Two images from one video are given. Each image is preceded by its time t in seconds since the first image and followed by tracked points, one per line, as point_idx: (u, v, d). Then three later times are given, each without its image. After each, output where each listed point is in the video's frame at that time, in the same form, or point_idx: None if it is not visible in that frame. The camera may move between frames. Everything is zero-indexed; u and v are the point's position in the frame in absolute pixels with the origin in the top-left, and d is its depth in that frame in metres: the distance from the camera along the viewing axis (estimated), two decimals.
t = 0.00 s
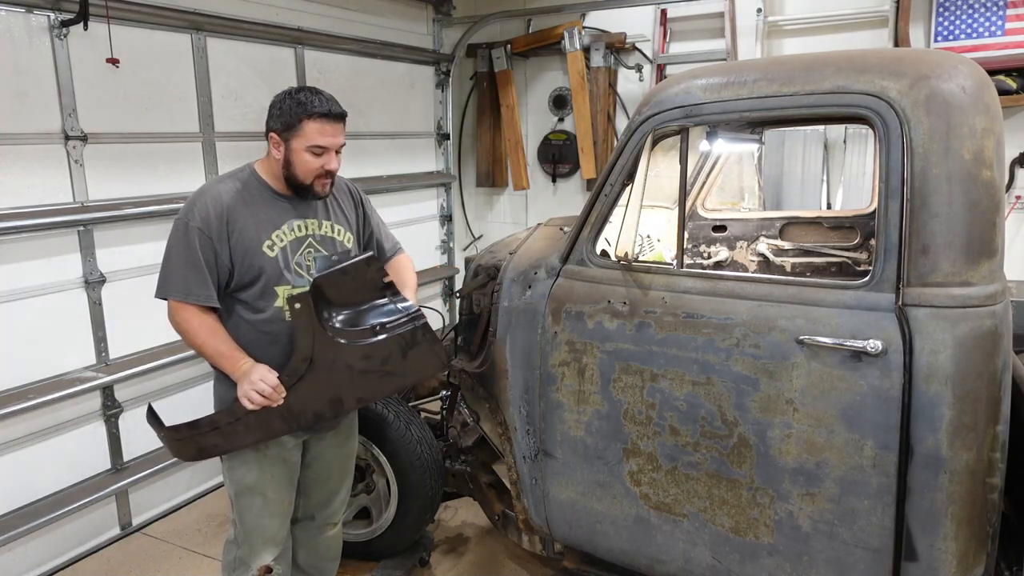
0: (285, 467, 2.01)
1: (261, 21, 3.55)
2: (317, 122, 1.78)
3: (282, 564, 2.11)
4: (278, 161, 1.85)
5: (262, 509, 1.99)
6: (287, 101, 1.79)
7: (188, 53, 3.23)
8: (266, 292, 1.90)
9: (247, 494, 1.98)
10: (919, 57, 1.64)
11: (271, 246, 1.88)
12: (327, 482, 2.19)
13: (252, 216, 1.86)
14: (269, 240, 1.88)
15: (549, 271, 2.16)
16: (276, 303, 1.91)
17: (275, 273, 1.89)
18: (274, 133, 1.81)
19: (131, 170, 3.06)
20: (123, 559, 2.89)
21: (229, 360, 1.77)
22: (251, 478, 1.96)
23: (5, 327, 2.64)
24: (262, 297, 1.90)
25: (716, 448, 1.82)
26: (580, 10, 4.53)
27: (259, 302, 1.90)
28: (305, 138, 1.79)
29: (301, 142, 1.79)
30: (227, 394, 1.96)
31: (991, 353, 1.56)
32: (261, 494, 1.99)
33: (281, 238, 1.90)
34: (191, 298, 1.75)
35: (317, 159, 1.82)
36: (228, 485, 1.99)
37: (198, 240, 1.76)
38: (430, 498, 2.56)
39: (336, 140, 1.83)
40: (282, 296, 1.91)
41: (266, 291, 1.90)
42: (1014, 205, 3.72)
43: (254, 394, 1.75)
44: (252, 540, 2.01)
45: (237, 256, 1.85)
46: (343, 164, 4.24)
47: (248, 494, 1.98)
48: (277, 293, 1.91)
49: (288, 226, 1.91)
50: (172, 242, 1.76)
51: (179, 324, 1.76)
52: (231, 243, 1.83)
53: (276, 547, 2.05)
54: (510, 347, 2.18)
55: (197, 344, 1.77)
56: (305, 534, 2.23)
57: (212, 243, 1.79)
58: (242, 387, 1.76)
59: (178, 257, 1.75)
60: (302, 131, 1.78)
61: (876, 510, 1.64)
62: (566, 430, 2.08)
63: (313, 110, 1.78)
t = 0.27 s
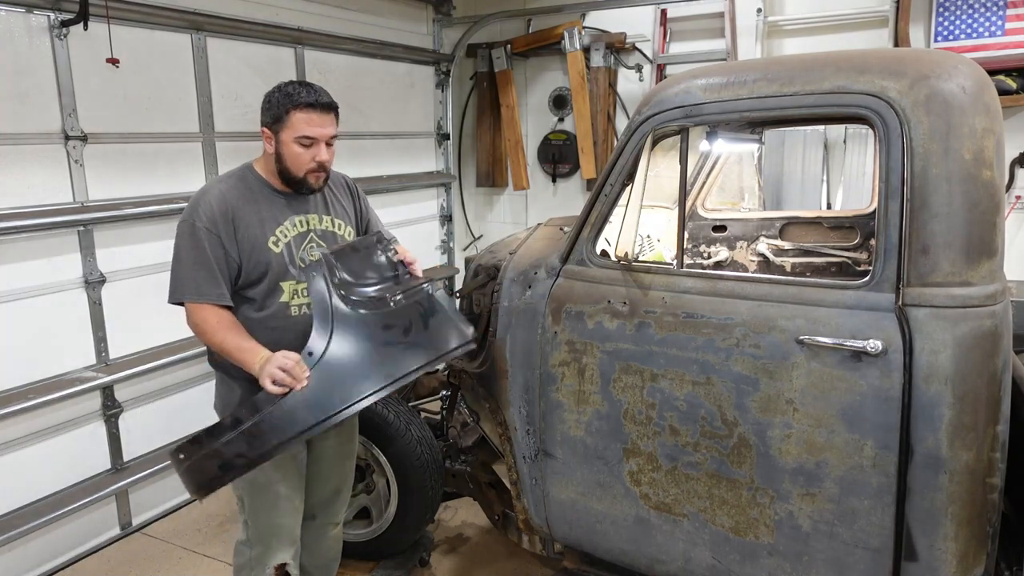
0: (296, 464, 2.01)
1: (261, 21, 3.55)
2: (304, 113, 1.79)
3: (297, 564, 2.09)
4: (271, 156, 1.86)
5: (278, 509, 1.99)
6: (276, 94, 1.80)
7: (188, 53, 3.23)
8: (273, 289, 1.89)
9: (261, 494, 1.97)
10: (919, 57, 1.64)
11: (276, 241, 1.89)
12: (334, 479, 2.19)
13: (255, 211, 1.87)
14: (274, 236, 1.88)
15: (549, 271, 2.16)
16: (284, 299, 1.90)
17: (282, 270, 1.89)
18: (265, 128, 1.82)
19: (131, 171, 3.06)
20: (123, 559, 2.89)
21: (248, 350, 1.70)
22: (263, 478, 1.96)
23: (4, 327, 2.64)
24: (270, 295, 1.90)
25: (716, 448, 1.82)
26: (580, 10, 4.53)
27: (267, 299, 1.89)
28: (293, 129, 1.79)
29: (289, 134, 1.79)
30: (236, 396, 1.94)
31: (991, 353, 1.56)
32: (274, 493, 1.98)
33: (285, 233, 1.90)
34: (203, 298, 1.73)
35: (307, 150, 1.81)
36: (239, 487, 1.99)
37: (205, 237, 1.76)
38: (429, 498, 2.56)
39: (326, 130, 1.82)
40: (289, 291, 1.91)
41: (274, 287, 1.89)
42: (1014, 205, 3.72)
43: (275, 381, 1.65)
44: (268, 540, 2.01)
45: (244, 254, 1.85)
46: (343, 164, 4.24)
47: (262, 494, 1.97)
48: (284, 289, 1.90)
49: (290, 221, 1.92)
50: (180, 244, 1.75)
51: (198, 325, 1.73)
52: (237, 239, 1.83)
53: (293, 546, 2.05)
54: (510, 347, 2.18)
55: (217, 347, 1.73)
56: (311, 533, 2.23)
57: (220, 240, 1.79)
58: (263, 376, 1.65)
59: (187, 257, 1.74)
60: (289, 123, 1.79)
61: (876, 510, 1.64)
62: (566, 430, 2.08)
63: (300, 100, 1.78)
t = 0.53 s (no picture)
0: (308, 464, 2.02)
1: (261, 21, 3.55)
2: (289, 104, 1.78)
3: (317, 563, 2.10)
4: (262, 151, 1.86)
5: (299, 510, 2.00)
6: (263, 88, 1.81)
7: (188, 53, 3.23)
8: (278, 289, 1.89)
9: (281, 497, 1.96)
10: (919, 57, 1.64)
11: (280, 241, 1.89)
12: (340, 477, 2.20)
13: (258, 211, 1.87)
14: (277, 236, 1.89)
15: (549, 271, 2.16)
16: (289, 300, 1.90)
17: (286, 269, 1.89)
18: (255, 122, 1.82)
19: (131, 171, 3.06)
20: (123, 559, 2.89)
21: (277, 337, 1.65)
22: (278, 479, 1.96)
23: (4, 327, 2.64)
24: (275, 296, 1.89)
25: (716, 448, 1.82)
26: (580, 10, 4.53)
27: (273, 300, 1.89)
28: (279, 122, 1.78)
29: (276, 126, 1.79)
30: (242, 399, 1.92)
31: (990, 353, 1.56)
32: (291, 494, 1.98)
33: (288, 232, 1.91)
34: (218, 297, 1.71)
35: (295, 142, 1.81)
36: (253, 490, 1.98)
37: (212, 239, 1.75)
38: (429, 498, 2.56)
39: (313, 121, 1.81)
40: (293, 292, 1.91)
41: (278, 288, 1.89)
42: (1014, 205, 3.72)
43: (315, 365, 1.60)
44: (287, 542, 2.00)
45: (250, 254, 1.85)
46: (343, 164, 4.24)
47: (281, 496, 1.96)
48: (287, 289, 1.91)
49: (291, 221, 1.93)
50: (187, 248, 1.74)
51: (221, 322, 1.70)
52: (243, 240, 1.83)
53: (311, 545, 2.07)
54: (511, 347, 2.17)
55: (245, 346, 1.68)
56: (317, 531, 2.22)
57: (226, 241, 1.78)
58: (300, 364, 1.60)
59: (196, 261, 1.73)
60: (275, 115, 1.78)
61: (876, 510, 1.64)
62: (566, 430, 2.08)
63: (284, 92, 1.78)
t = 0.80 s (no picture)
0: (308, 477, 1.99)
1: (260, 21, 3.55)
2: (279, 93, 1.79)
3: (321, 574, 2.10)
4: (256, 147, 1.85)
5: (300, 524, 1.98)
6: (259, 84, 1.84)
7: (188, 53, 3.23)
8: (286, 294, 1.86)
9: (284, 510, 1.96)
10: (919, 57, 1.64)
11: (287, 245, 1.86)
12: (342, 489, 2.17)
13: (265, 213, 1.83)
14: (283, 240, 1.85)
15: (550, 271, 2.16)
16: (296, 306, 1.87)
17: (294, 273, 1.86)
18: (251, 119, 1.84)
19: (130, 171, 3.06)
20: (123, 559, 2.89)
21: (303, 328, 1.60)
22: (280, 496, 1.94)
23: (4, 327, 2.64)
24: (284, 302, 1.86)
25: (716, 448, 1.82)
26: (580, 10, 4.53)
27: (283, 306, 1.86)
28: (270, 112, 1.79)
29: (268, 117, 1.80)
30: (250, 412, 1.87)
31: (990, 353, 1.56)
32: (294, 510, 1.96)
33: (294, 236, 1.88)
34: (231, 300, 1.66)
35: (285, 133, 1.79)
36: (255, 506, 1.96)
37: (223, 242, 1.71)
38: (430, 497, 2.57)
39: (302, 110, 1.80)
40: (301, 299, 1.88)
41: (286, 293, 1.86)
42: (1014, 205, 3.72)
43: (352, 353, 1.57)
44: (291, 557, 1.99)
45: (259, 257, 1.81)
46: (343, 164, 4.24)
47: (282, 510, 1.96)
48: (296, 297, 1.87)
49: (297, 223, 1.90)
50: (196, 252, 1.70)
51: (240, 319, 1.64)
52: (252, 242, 1.79)
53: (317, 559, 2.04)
54: (510, 347, 2.17)
55: (268, 343, 1.64)
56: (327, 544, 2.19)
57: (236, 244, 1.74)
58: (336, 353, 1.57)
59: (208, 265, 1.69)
60: (267, 106, 1.80)
61: (876, 510, 1.64)
62: (566, 430, 2.08)
63: (275, 83, 1.79)
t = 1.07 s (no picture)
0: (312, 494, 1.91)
1: (260, 21, 3.55)
2: (289, 89, 1.75)
3: None
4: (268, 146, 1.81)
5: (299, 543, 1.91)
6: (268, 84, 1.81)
7: (188, 53, 3.23)
8: (296, 305, 1.82)
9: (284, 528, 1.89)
10: (919, 57, 1.64)
11: (299, 255, 1.82)
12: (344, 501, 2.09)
13: (275, 222, 1.79)
14: (296, 249, 1.81)
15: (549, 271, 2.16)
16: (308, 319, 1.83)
17: (305, 284, 1.82)
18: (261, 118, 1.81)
19: (130, 171, 3.06)
20: (123, 559, 2.89)
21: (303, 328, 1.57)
22: (281, 514, 1.87)
23: (4, 327, 2.64)
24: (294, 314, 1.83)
25: (716, 448, 1.82)
26: (580, 10, 4.53)
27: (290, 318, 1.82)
28: (279, 109, 1.76)
29: (278, 114, 1.77)
30: (254, 426, 1.81)
31: (990, 353, 1.56)
32: (296, 529, 1.90)
33: (306, 245, 1.83)
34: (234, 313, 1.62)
35: (295, 129, 1.75)
36: (256, 523, 1.90)
37: (229, 254, 1.66)
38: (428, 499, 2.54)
39: (312, 106, 1.76)
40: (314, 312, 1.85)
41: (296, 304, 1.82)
42: (1014, 205, 3.72)
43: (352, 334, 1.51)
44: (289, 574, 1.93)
45: (267, 266, 1.77)
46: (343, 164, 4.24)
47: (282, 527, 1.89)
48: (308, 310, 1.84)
49: (309, 232, 1.85)
50: (201, 259, 1.65)
51: (237, 334, 1.62)
52: (260, 254, 1.75)
53: None
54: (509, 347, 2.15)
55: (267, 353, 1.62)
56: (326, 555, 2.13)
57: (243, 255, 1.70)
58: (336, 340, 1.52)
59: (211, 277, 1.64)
60: (276, 103, 1.76)
61: (876, 510, 1.64)
62: (566, 430, 2.08)
63: (283, 79, 1.76)
